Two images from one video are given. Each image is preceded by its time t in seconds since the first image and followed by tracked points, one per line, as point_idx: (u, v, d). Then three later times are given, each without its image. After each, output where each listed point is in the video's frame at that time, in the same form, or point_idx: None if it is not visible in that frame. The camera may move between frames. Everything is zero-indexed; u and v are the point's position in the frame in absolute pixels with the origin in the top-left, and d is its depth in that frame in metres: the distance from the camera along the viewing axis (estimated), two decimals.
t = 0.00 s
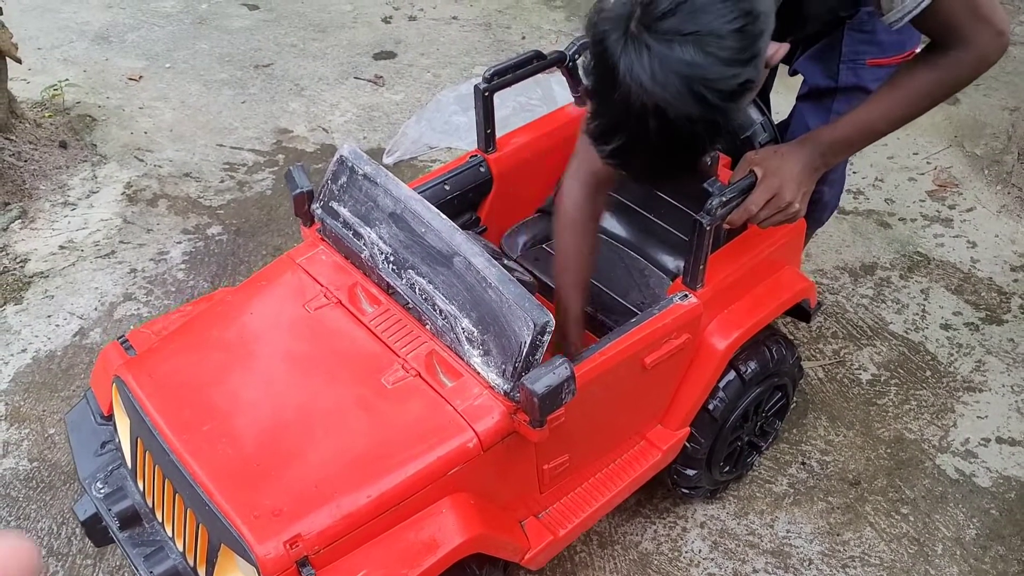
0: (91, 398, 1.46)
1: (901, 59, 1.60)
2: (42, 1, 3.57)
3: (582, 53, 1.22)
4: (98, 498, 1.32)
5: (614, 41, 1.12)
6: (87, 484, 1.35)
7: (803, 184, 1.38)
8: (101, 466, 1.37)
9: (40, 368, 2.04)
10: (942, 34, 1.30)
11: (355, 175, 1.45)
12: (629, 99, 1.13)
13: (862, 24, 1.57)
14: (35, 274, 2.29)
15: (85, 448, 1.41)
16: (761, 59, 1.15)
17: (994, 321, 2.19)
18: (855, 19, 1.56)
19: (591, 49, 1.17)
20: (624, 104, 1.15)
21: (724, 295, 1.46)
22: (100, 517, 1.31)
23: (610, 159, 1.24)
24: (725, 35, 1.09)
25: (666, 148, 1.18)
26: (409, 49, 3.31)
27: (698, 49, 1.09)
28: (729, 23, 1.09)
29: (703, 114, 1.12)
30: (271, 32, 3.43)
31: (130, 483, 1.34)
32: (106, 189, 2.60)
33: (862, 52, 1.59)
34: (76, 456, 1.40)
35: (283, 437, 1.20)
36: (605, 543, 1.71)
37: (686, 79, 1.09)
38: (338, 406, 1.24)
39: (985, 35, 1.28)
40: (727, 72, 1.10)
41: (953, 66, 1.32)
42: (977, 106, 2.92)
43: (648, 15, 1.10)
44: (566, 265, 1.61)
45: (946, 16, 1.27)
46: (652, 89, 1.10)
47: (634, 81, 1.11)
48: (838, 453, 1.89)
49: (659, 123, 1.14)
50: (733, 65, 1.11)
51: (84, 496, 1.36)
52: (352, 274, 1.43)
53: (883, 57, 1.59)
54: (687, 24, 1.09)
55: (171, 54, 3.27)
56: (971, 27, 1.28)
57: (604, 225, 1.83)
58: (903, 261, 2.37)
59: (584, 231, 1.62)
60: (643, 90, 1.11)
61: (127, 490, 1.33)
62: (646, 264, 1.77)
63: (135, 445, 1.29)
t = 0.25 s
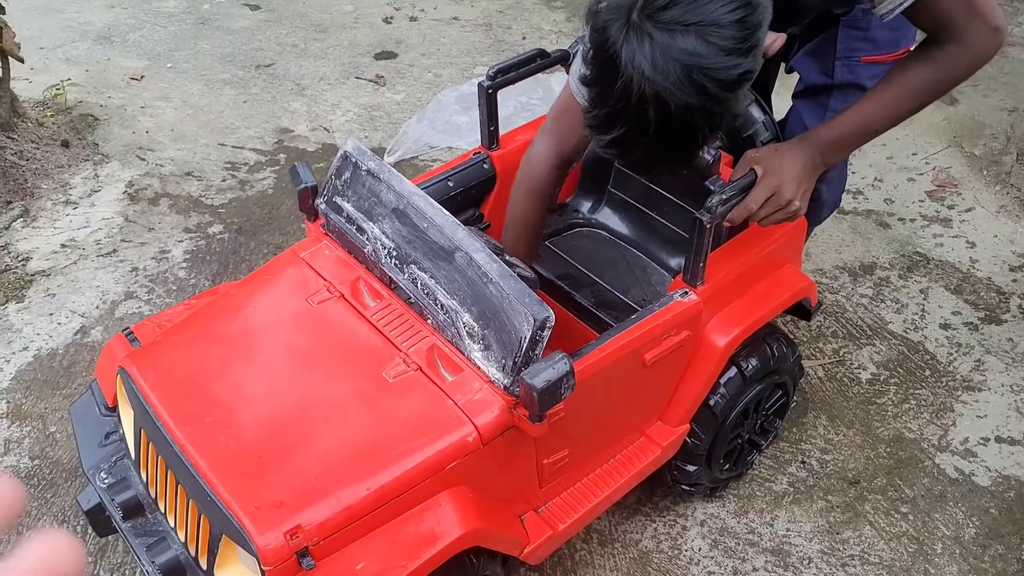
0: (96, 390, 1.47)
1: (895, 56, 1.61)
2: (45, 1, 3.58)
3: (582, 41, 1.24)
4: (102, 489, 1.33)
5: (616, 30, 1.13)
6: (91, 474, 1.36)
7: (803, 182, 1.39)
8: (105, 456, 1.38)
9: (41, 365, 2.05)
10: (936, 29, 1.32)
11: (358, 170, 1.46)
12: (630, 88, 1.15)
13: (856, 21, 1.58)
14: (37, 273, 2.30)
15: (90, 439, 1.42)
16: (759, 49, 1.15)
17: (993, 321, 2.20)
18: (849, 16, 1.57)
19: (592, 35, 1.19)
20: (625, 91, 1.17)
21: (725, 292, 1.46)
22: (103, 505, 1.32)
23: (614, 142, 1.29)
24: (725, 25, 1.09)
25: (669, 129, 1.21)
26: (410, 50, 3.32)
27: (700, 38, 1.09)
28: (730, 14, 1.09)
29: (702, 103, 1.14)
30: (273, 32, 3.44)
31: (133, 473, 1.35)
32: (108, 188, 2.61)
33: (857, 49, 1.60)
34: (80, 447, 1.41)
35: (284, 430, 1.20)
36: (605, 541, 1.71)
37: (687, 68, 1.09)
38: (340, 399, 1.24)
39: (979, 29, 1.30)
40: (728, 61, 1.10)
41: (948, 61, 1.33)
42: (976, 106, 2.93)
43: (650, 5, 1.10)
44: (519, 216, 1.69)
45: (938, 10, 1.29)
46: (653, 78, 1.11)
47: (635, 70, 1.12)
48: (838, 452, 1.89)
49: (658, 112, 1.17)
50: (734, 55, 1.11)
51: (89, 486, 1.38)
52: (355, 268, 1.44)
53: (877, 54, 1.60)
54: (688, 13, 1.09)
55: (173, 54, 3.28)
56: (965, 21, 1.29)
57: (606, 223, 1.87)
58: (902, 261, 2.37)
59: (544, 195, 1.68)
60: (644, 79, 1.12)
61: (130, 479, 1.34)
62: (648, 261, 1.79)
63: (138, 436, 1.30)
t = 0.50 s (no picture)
0: (99, 388, 1.48)
1: (894, 53, 1.62)
2: (47, 1, 3.59)
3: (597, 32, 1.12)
4: (105, 487, 1.33)
5: (638, 20, 1.03)
6: (93, 473, 1.36)
7: (806, 182, 1.39)
8: (107, 455, 1.39)
9: (43, 364, 2.05)
10: (941, 29, 1.33)
11: (360, 170, 1.46)
12: (652, 80, 1.04)
13: (856, 19, 1.57)
14: (39, 271, 2.30)
15: (92, 438, 1.42)
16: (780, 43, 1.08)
17: (994, 322, 2.20)
18: (849, 14, 1.56)
19: (608, 26, 1.08)
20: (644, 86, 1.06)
21: (726, 292, 1.47)
22: (106, 504, 1.33)
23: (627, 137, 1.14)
24: (750, 18, 1.02)
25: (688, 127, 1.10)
26: (411, 50, 3.32)
27: (725, 30, 1.01)
28: (753, 5, 1.02)
29: (726, 97, 1.05)
30: (274, 32, 3.44)
31: (135, 472, 1.35)
32: (110, 187, 2.61)
33: (857, 47, 1.60)
34: (82, 446, 1.42)
35: (286, 429, 1.21)
36: (606, 541, 1.71)
37: (712, 60, 1.01)
38: (342, 398, 1.24)
39: (984, 29, 1.30)
40: (752, 55, 1.03)
41: (953, 61, 1.33)
42: (978, 107, 2.94)
43: None
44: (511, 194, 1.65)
45: (945, 10, 1.30)
46: (678, 69, 1.02)
47: (658, 61, 1.02)
48: (839, 452, 1.89)
49: (680, 106, 1.06)
50: (758, 48, 1.03)
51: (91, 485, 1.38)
52: (357, 268, 1.44)
53: (877, 51, 1.61)
54: (712, 4, 1.01)
55: (175, 53, 3.28)
56: (971, 20, 1.30)
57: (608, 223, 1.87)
58: (904, 262, 2.37)
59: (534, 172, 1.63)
60: (668, 71, 1.02)
61: (133, 478, 1.34)
62: (649, 262, 1.79)
63: (141, 434, 1.30)
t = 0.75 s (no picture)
0: (98, 390, 1.47)
1: (896, 54, 1.61)
2: (45, 1, 3.58)
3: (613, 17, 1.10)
4: (103, 489, 1.33)
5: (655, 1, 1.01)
6: (92, 475, 1.36)
7: (807, 185, 1.39)
8: (106, 457, 1.38)
9: (41, 365, 2.05)
10: (945, 31, 1.32)
11: (361, 172, 1.45)
12: (669, 63, 1.01)
13: (858, 21, 1.56)
14: (37, 272, 2.30)
15: (91, 440, 1.42)
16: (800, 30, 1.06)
17: (993, 324, 2.20)
18: (850, 16, 1.56)
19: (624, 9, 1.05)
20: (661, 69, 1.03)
21: (727, 294, 1.46)
22: (104, 506, 1.32)
23: (639, 123, 1.10)
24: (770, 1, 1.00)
25: (704, 119, 1.06)
26: (411, 51, 3.32)
27: (745, 13, 0.99)
28: None
29: (743, 82, 1.03)
30: (273, 33, 3.44)
31: (135, 474, 1.35)
32: (108, 188, 2.60)
33: (859, 49, 1.60)
34: (81, 448, 1.41)
35: (286, 431, 1.20)
36: (605, 543, 1.71)
37: (731, 42, 0.99)
38: (342, 400, 1.24)
39: (989, 34, 1.30)
40: (772, 39, 1.01)
41: (956, 63, 1.33)
42: (977, 110, 2.95)
43: None
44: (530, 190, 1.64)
45: (951, 10, 1.29)
46: (696, 51, 1.00)
47: (676, 42, 1.00)
48: (838, 454, 1.89)
49: (697, 91, 1.03)
50: (778, 32, 1.02)
51: (90, 487, 1.38)
52: (358, 269, 1.44)
53: (878, 53, 1.61)
54: None
55: (174, 54, 3.28)
56: (976, 24, 1.29)
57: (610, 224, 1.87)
58: (903, 265, 2.38)
59: (555, 172, 1.62)
60: (686, 53, 1.00)
61: (132, 480, 1.34)
62: (651, 263, 1.79)
63: (140, 436, 1.30)
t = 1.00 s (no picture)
0: (100, 386, 1.48)
1: (897, 56, 1.62)
2: (44, 2, 3.58)
3: None
4: (105, 484, 1.33)
5: None
6: (94, 470, 1.36)
7: (807, 186, 1.39)
8: (109, 452, 1.38)
9: (39, 367, 2.05)
10: (945, 29, 1.32)
11: (363, 169, 1.46)
12: (690, 27, 0.99)
13: (860, 22, 1.57)
14: (35, 274, 2.30)
15: (93, 436, 1.42)
16: None
17: (991, 326, 2.20)
18: (852, 18, 1.56)
19: None
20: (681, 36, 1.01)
21: (727, 294, 1.47)
22: (106, 501, 1.32)
23: (660, 96, 1.11)
24: None
25: (724, 84, 1.06)
26: (410, 53, 3.32)
27: None
28: None
29: (769, 43, 1.01)
30: (272, 35, 3.44)
31: (137, 469, 1.35)
32: (107, 189, 2.60)
33: (861, 50, 1.61)
34: (83, 442, 1.41)
35: (286, 427, 1.20)
36: (604, 544, 1.71)
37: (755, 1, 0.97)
38: (343, 397, 1.24)
39: (990, 33, 1.30)
40: None
41: (957, 62, 1.32)
42: (975, 112, 2.96)
43: None
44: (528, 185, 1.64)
45: (955, 8, 1.28)
46: (720, 12, 0.98)
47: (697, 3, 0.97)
48: (836, 456, 1.89)
49: (720, 55, 1.01)
50: None
51: (93, 481, 1.38)
52: (359, 267, 1.44)
53: (880, 55, 1.61)
54: None
55: (172, 56, 3.28)
56: (977, 22, 1.29)
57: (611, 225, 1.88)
58: (901, 266, 2.38)
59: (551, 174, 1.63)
60: (708, 14, 0.98)
61: (134, 475, 1.34)
62: (652, 263, 1.79)
63: (142, 432, 1.30)
